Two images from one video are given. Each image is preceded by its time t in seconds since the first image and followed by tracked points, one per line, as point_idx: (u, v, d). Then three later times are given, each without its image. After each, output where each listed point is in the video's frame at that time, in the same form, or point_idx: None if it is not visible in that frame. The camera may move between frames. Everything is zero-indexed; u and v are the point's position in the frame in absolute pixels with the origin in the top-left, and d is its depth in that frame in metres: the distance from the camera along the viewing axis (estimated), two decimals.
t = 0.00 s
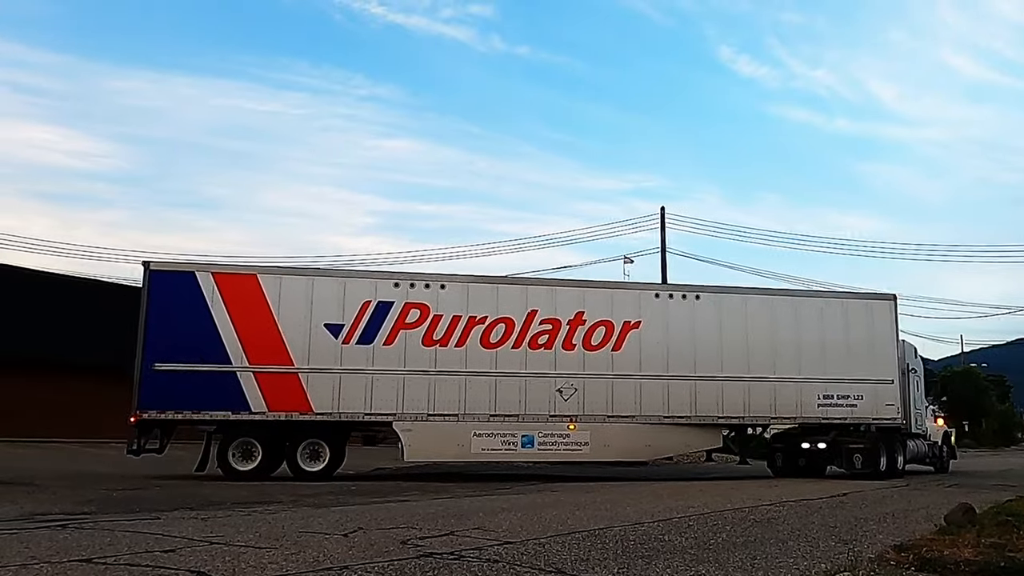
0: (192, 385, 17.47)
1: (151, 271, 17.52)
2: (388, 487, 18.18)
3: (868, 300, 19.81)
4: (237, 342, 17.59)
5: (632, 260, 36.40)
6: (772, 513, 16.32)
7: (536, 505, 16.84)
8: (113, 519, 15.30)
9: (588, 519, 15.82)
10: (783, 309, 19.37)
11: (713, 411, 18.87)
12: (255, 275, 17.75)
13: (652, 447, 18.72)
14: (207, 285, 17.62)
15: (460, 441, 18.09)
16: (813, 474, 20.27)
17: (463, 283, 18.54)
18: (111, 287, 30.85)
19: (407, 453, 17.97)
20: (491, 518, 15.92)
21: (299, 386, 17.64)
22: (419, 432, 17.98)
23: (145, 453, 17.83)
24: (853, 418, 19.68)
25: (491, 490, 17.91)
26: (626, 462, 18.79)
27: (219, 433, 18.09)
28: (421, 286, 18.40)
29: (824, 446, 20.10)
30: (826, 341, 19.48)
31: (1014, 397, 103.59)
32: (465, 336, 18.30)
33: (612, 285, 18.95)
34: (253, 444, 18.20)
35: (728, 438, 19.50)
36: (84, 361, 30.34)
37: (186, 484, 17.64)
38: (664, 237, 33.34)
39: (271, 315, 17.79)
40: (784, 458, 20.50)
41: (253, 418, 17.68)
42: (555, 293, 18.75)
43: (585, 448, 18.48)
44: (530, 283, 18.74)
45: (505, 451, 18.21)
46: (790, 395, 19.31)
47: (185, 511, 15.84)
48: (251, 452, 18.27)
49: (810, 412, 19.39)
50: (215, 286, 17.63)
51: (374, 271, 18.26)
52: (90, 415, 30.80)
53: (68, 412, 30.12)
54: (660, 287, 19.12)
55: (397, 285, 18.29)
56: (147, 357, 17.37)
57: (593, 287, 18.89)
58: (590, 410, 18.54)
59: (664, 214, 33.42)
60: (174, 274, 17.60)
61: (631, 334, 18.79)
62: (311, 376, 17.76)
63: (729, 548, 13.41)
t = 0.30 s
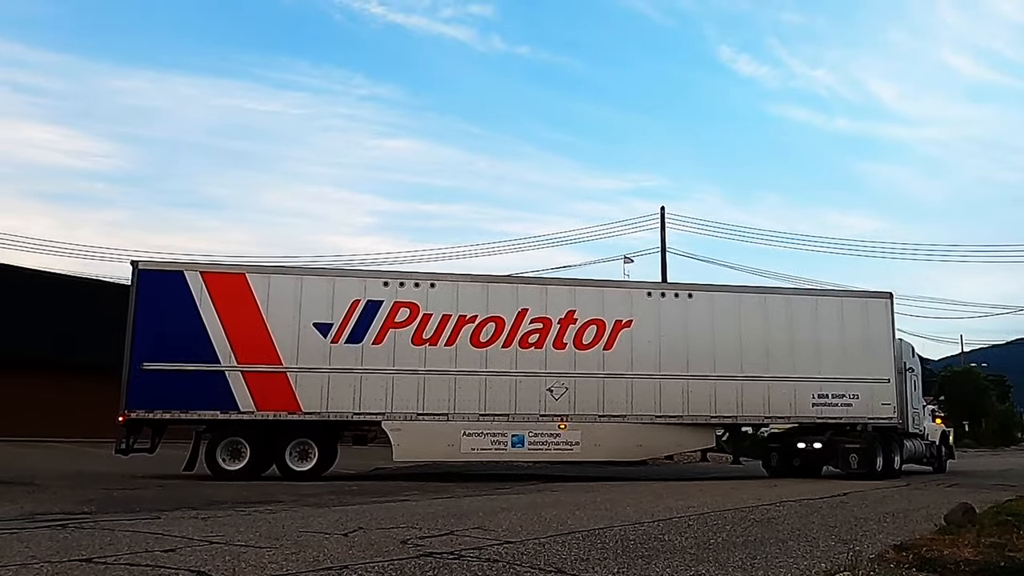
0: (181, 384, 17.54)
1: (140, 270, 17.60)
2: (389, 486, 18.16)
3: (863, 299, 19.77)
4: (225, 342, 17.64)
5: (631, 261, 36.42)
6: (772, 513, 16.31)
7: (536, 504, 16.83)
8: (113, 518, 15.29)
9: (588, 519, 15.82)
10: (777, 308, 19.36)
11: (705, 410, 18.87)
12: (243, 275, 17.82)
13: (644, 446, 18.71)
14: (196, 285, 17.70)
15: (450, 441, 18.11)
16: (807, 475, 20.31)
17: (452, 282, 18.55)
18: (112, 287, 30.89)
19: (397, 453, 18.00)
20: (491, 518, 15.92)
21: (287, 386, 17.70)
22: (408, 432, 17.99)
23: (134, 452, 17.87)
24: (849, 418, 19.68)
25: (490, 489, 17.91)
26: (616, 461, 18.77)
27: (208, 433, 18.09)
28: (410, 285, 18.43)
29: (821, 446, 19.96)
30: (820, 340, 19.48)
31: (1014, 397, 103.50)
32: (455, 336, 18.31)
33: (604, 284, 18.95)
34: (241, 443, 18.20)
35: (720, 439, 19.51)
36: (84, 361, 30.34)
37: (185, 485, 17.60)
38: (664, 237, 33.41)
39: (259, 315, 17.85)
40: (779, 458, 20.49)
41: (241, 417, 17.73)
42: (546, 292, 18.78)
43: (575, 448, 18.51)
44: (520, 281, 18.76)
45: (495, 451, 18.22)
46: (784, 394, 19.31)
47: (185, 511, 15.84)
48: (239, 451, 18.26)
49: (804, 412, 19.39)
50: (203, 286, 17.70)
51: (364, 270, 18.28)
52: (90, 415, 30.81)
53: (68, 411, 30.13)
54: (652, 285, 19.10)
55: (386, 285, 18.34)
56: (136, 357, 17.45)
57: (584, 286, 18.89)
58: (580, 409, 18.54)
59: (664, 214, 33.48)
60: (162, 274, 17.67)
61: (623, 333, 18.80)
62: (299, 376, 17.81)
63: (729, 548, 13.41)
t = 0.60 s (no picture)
0: (170, 384, 17.59)
1: (128, 271, 17.64)
2: (388, 487, 18.17)
3: (859, 298, 19.77)
4: (214, 342, 17.67)
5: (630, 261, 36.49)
6: (772, 513, 16.34)
7: (536, 505, 16.84)
8: (113, 519, 15.33)
9: (588, 519, 15.85)
10: (771, 308, 19.36)
11: (698, 410, 18.88)
12: (232, 275, 17.87)
13: (636, 447, 18.72)
14: (185, 286, 17.75)
15: (440, 441, 18.12)
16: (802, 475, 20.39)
17: (442, 281, 18.56)
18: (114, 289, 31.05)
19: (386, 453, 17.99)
20: (491, 518, 15.95)
21: (276, 386, 17.74)
22: (397, 432, 18.00)
23: (124, 452, 17.91)
24: (845, 418, 19.66)
25: (491, 489, 17.93)
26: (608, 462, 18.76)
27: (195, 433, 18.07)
28: (400, 284, 18.46)
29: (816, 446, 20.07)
30: (815, 339, 19.47)
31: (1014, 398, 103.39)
32: (445, 335, 18.32)
33: (595, 283, 18.94)
34: (229, 443, 18.15)
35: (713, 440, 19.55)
36: (86, 363, 30.45)
37: (184, 484, 17.65)
38: (664, 238, 33.43)
39: (248, 315, 17.89)
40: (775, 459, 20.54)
41: (230, 417, 17.76)
42: (537, 292, 18.78)
43: (566, 448, 18.52)
44: (510, 280, 18.77)
45: (485, 451, 18.23)
46: (778, 394, 19.31)
47: (184, 511, 15.86)
48: (227, 451, 18.22)
49: (798, 412, 19.38)
50: (192, 286, 17.74)
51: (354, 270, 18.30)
52: (91, 416, 30.87)
53: (69, 412, 30.21)
54: (644, 284, 19.10)
55: (376, 284, 18.37)
56: (124, 357, 17.52)
57: (575, 285, 18.89)
58: (571, 410, 18.54)
59: (664, 215, 33.54)
60: (151, 274, 17.73)
61: (614, 332, 18.81)
62: (288, 376, 17.84)
63: (729, 548, 13.44)
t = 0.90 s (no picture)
0: (158, 384, 17.62)
1: (117, 270, 17.69)
2: (389, 487, 18.12)
3: (855, 296, 19.76)
4: (202, 342, 17.69)
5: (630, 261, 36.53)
6: (772, 513, 16.34)
7: (536, 505, 16.83)
8: (113, 518, 15.31)
9: (588, 519, 15.84)
10: (764, 307, 19.37)
11: (691, 409, 18.88)
12: (222, 274, 17.90)
13: (627, 447, 18.72)
14: (174, 285, 17.77)
15: (429, 441, 18.12)
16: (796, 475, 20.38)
17: (432, 280, 18.58)
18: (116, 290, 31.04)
19: (375, 452, 18.01)
20: (491, 517, 15.94)
21: (265, 386, 17.75)
22: (386, 432, 18.02)
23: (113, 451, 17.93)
24: (839, 417, 19.69)
25: (490, 489, 17.92)
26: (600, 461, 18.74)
27: (185, 433, 18.12)
28: (390, 283, 18.49)
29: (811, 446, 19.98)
30: (810, 338, 19.47)
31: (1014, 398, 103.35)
32: (435, 334, 18.34)
33: (587, 281, 18.95)
34: (218, 443, 18.18)
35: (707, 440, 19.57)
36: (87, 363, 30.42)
37: (186, 484, 17.59)
38: (665, 238, 33.51)
39: (237, 314, 17.92)
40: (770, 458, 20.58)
41: (218, 417, 17.77)
42: (527, 291, 18.78)
43: (557, 448, 18.51)
44: (500, 279, 18.76)
45: (474, 451, 18.24)
46: (772, 393, 19.32)
47: (185, 511, 15.86)
48: (216, 451, 18.25)
49: (792, 411, 19.38)
50: (181, 286, 17.77)
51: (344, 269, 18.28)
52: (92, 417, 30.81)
53: (69, 412, 30.17)
54: (636, 282, 19.10)
55: (365, 283, 18.39)
56: (113, 357, 17.55)
57: (567, 283, 18.91)
58: (562, 409, 18.55)
59: (664, 214, 33.54)
60: (141, 274, 17.75)
61: (606, 331, 18.81)
62: (277, 376, 17.87)
63: (729, 548, 13.42)
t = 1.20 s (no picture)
0: (146, 383, 17.68)
1: (106, 270, 17.76)
2: (389, 487, 18.12)
3: (850, 295, 19.77)
4: (190, 342, 17.73)
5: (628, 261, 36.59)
6: (772, 513, 16.34)
7: (536, 505, 16.83)
8: (113, 518, 15.31)
9: (588, 519, 15.85)
10: (757, 306, 19.38)
11: (683, 409, 18.89)
12: (210, 273, 17.95)
13: (618, 446, 18.73)
14: (162, 285, 17.82)
15: (418, 440, 18.17)
16: (792, 475, 20.37)
17: (421, 279, 18.61)
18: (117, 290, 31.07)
19: (363, 452, 18.06)
20: (491, 517, 15.95)
21: (253, 386, 17.77)
22: (375, 432, 18.04)
23: (102, 450, 17.99)
24: (834, 417, 19.67)
25: (490, 489, 17.92)
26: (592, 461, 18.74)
27: (173, 433, 18.17)
28: (379, 282, 18.49)
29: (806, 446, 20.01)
30: (804, 337, 19.48)
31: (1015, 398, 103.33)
32: (424, 333, 18.35)
33: (577, 279, 18.98)
34: (205, 443, 18.19)
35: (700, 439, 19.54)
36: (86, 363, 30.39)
37: (186, 484, 17.56)
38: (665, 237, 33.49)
39: (225, 314, 17.95)
40: (764, 459, 20.51)
41: (206, 417, 17.81)
42: (517, 290, 18.79)
43: (547, 448, 18.51)
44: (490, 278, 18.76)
45: (464, 450, 18.30)
46: (765, 393, 19.33)
47: (185, 510, 15.87)
48: (204, 451, 18.27)
49: (785, 411, 19.40)
50: (169, 285, 17.81)
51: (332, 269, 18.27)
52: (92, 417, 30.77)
53: (69, 412, 30.12)
54: (628, 281, 19.11)
55: (354, 282, 18.38)
56: (101, 356, 17.61)
57: (557, 281, 18.93)
58: (552, 409, 18.56)
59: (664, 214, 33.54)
60: (129, 273, 17.80)
61: (597, 330, 18.83)
62: (265, 376, 17.89)
63: (729, 548, 13.43)
